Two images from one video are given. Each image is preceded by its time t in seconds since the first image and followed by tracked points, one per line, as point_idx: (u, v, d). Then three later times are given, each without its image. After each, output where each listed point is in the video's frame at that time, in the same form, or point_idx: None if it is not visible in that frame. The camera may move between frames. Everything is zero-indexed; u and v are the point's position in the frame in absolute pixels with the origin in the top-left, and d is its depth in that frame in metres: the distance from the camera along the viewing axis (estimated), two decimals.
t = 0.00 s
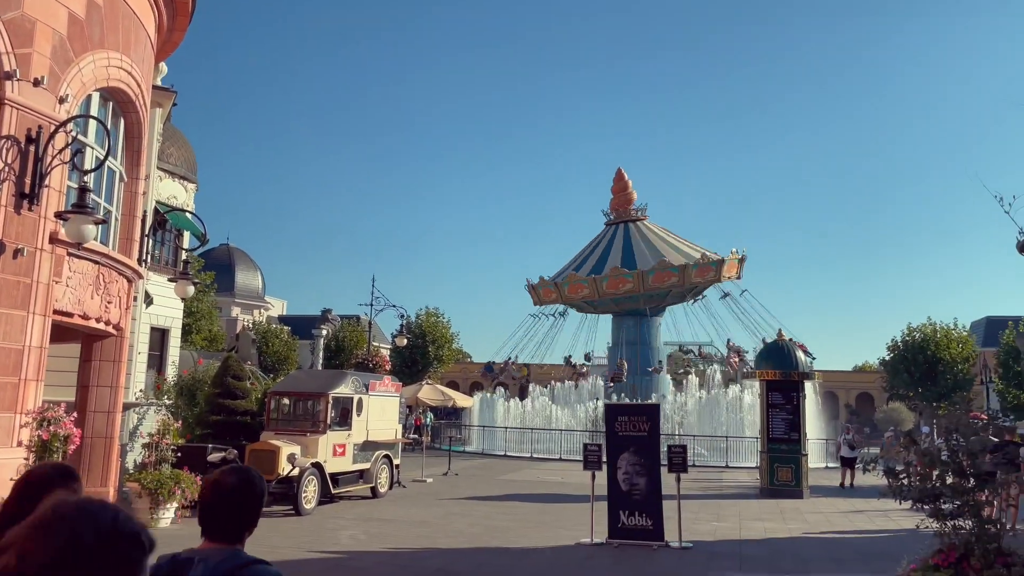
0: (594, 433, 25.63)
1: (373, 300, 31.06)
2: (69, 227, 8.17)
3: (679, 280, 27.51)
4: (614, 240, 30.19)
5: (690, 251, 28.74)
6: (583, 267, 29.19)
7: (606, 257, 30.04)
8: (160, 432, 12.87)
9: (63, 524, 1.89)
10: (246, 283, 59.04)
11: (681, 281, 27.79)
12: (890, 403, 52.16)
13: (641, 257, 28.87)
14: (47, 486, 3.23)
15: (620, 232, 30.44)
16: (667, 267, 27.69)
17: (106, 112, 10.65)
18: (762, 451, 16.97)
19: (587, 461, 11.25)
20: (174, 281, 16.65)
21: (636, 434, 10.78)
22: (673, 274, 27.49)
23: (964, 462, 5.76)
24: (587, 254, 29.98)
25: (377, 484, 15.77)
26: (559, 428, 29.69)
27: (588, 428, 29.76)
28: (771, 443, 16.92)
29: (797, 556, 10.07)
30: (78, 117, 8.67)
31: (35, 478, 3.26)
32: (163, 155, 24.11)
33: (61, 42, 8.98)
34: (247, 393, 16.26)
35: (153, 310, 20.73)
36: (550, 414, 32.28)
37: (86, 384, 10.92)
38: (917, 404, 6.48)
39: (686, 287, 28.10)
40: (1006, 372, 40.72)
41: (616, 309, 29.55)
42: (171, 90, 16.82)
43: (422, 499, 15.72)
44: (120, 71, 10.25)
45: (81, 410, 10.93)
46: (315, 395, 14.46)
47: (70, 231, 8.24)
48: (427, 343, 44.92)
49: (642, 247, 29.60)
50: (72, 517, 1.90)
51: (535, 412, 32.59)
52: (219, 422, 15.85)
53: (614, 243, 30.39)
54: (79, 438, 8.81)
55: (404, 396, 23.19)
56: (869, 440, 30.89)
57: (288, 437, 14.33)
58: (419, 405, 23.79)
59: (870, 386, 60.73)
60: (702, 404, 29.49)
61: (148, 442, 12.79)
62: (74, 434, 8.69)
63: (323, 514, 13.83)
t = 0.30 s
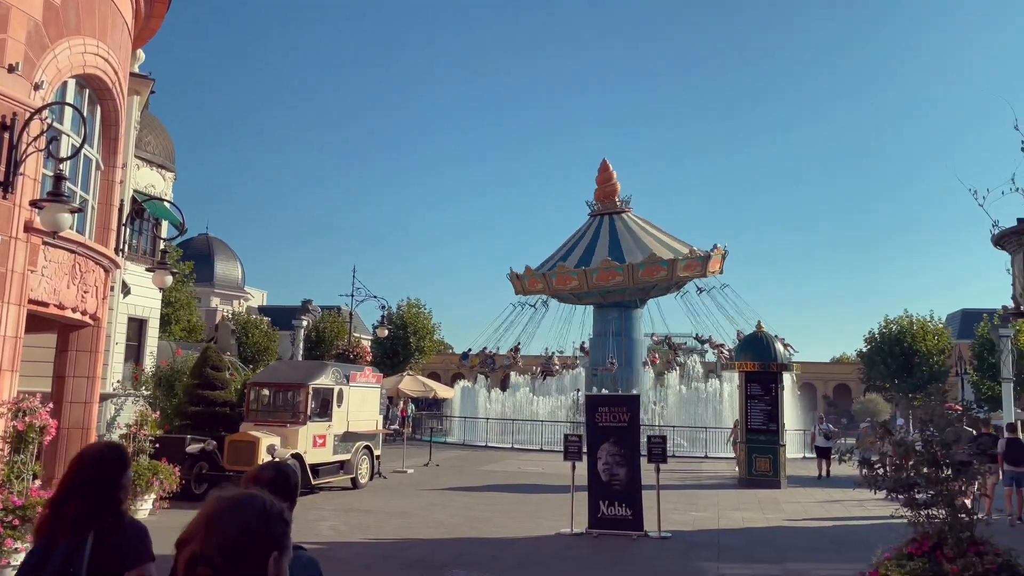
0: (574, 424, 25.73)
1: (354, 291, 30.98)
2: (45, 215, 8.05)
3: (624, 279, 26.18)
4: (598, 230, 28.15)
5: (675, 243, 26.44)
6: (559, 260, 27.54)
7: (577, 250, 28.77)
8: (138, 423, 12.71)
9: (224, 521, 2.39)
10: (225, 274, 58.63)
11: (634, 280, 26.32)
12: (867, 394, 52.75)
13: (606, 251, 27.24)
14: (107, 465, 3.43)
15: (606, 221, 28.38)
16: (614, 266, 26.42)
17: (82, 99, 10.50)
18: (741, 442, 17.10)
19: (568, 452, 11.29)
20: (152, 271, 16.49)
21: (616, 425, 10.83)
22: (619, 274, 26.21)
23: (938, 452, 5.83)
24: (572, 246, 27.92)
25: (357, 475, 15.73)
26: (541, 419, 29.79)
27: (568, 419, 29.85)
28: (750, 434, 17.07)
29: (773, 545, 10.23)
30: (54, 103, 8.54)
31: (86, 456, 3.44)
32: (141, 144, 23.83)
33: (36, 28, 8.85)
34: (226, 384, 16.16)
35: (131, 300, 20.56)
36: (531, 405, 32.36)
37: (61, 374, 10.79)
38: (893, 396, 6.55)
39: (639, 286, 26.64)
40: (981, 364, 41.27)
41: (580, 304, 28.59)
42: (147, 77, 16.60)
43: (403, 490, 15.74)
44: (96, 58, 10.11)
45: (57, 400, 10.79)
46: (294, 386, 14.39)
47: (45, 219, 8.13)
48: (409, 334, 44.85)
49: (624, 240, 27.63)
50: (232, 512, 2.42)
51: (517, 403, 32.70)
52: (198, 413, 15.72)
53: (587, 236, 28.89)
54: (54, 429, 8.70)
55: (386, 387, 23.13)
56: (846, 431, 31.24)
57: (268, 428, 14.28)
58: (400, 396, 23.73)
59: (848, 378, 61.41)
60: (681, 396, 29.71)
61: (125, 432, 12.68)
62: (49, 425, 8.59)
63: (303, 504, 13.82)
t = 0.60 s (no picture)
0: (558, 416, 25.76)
1: (338, 283, 30.84)
2: (24, 205, 7.94)
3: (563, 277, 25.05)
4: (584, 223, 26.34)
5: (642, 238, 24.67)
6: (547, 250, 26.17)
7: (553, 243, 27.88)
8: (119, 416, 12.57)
9: (342, 474, 2.53)
10: (208, 265, 58.19)
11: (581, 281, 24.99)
12: (849, 386, 53.17)
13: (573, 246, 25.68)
14: (162, 463, 3.48)
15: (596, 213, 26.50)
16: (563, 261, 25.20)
17: (61, 87, 10.36)
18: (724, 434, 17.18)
19: (552, 444, 11.30)
20: (133, 262, 16.31)
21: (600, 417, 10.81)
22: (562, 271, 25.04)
23: (918, 442, 5.88)
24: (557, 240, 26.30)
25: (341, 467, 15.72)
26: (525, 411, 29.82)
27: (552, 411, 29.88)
28: (734, 426, 17.15)
29: (756, 535, 10.31)
30: (35, 91, 8.42)
31: (145, 452, 3.52)
32: (121, 133, 23.56)
33: (15, 15, 8.71)
34: (209, 376, 16.05)
35: (112, 291, 20.37)
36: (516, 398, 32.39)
37: (41, 366, 10.66)
38: (876, 388, 6.59)
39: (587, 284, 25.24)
40: (961, 357, 41.64)
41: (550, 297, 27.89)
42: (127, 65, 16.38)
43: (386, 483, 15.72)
44: (76, 46, 9.97)
45: (36, 392, 10.66)
46: (277, 378, 14.32)
47: (23, 209, 8.01)
48: (393, 326, 44.73)
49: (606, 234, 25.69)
50: (345, 470, 2.55)
51: (502, 395, 32.70)
52: (181, 405, 15.60)
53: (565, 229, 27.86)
54: (33, 421, 8.61)
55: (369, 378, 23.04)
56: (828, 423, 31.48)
57: (251, 420, 14.20)
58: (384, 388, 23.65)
59: (830, 370, 61.90)
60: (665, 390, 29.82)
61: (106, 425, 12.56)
62: (29, 417, 8.48)
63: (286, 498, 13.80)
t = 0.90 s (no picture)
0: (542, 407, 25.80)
1: (322, 274, 30.73)
2: (2, 194, 7.84)
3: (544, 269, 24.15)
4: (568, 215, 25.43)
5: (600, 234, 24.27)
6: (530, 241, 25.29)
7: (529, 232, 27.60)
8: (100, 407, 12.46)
9: (453, 462, 2.66)
10: (191, 257, 57.81)
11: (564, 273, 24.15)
12: (830, 379, 53.61)
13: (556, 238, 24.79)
14: (208, 442, 3.63)
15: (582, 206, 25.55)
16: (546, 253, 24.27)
17: (42, 75, 10.23)
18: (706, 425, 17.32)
19: (535, 435, 11.33)
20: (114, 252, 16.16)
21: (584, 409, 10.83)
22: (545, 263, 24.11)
23: (897, 433, 5.93)
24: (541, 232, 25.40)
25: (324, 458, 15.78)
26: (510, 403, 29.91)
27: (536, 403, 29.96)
28: (716, 417, 17.30)
29: (737, 525, 10.41)
30: (14, 79, 8.33)
31: (192, 433, 3.66)
32: (103, 123, 23.32)
33: None
34: (192, 368, 15.96)
35: (93, 282, 20.21)
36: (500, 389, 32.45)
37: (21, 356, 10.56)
38: (856, 379, 6.68)
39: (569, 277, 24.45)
40: (941, 349, 42.06)
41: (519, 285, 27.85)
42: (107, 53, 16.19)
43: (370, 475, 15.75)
44: (55, 33, 9.85)
45: (16, 383, 10.56)
46: (261, 369, 14.26)
47: (2, 198, 7.93)
48: (378, 318, 44.64)
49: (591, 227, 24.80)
50: (457, 457, 2.68)
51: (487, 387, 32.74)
52: (164, 396, 15.49)
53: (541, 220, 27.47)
54: (13, 412, 8.51)
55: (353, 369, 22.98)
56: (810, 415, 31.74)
57: (234, 412, 14.15)
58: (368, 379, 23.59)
59: (811, 362, 62.41)
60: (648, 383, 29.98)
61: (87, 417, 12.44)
62: (9, 409, 8.40)
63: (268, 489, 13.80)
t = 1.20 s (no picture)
0: (525, 398, 25.87)
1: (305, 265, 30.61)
2: None
3: (526, 260, 24.03)
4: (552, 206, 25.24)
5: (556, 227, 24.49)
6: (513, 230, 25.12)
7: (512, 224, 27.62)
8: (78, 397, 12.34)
9: (491, 439, 3.08)
10: (171, 246, 57.31)
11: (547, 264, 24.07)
12: (810, 370, 54.10)
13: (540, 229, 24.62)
14: (232, 434, 3.71)
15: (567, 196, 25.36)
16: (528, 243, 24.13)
17: (17, 61, 10.07)
18: (687, 415, 17.45)
19: (517, 426, 11.36)
20: (94, 241, 16.00)
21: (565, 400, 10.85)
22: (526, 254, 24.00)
23: (875, 424, 6.01)
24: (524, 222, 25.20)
25: (306, 449, 15.77)
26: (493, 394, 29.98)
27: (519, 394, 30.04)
28: (696, 408, 17.44)
29: (717, 514, 10.54)
30: None
31: (219, 421, 3.78)
32: (81, 110, 23.04)
33: None
34: (171, 357, 15.85)
35: (72, 271, 20.00)
36: (483, 380, 32.54)
37: None
38: (836, 371, 6.74)
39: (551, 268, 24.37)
40: (918, 341, 42.55)
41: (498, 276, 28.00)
42: (86, 40, 15.98)
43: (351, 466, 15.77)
44: (31, 19, 9.69)
45: None
46: (242, 359, 14.19)
47: None
48: (360, 308, 44.50)
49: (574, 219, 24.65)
50: (494, 434, 3.10)
51: (469, 378, 32.78)
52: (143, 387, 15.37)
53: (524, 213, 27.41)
54: None
55: (335, 360, 22.92)
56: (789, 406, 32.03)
57: (215, 402, 14.09)
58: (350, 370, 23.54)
59: (791, 353, 62.96)
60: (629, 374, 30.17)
61: (65, 406, 12.31)
62: None
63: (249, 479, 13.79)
